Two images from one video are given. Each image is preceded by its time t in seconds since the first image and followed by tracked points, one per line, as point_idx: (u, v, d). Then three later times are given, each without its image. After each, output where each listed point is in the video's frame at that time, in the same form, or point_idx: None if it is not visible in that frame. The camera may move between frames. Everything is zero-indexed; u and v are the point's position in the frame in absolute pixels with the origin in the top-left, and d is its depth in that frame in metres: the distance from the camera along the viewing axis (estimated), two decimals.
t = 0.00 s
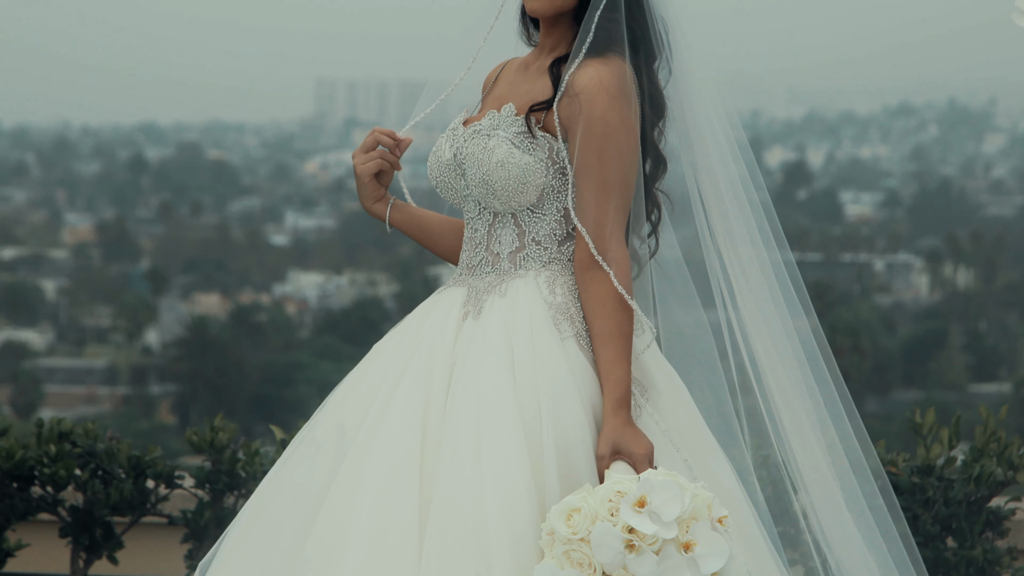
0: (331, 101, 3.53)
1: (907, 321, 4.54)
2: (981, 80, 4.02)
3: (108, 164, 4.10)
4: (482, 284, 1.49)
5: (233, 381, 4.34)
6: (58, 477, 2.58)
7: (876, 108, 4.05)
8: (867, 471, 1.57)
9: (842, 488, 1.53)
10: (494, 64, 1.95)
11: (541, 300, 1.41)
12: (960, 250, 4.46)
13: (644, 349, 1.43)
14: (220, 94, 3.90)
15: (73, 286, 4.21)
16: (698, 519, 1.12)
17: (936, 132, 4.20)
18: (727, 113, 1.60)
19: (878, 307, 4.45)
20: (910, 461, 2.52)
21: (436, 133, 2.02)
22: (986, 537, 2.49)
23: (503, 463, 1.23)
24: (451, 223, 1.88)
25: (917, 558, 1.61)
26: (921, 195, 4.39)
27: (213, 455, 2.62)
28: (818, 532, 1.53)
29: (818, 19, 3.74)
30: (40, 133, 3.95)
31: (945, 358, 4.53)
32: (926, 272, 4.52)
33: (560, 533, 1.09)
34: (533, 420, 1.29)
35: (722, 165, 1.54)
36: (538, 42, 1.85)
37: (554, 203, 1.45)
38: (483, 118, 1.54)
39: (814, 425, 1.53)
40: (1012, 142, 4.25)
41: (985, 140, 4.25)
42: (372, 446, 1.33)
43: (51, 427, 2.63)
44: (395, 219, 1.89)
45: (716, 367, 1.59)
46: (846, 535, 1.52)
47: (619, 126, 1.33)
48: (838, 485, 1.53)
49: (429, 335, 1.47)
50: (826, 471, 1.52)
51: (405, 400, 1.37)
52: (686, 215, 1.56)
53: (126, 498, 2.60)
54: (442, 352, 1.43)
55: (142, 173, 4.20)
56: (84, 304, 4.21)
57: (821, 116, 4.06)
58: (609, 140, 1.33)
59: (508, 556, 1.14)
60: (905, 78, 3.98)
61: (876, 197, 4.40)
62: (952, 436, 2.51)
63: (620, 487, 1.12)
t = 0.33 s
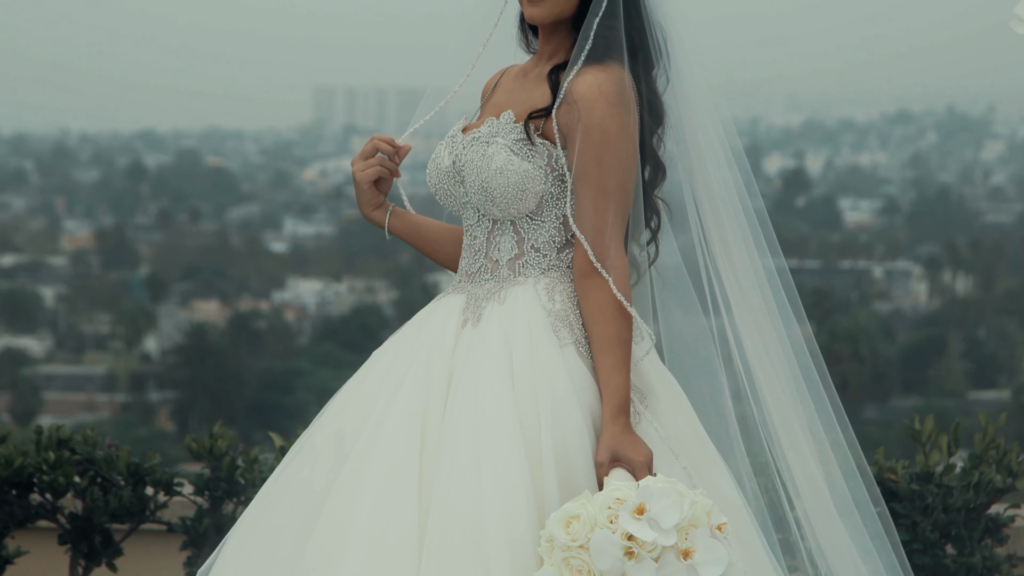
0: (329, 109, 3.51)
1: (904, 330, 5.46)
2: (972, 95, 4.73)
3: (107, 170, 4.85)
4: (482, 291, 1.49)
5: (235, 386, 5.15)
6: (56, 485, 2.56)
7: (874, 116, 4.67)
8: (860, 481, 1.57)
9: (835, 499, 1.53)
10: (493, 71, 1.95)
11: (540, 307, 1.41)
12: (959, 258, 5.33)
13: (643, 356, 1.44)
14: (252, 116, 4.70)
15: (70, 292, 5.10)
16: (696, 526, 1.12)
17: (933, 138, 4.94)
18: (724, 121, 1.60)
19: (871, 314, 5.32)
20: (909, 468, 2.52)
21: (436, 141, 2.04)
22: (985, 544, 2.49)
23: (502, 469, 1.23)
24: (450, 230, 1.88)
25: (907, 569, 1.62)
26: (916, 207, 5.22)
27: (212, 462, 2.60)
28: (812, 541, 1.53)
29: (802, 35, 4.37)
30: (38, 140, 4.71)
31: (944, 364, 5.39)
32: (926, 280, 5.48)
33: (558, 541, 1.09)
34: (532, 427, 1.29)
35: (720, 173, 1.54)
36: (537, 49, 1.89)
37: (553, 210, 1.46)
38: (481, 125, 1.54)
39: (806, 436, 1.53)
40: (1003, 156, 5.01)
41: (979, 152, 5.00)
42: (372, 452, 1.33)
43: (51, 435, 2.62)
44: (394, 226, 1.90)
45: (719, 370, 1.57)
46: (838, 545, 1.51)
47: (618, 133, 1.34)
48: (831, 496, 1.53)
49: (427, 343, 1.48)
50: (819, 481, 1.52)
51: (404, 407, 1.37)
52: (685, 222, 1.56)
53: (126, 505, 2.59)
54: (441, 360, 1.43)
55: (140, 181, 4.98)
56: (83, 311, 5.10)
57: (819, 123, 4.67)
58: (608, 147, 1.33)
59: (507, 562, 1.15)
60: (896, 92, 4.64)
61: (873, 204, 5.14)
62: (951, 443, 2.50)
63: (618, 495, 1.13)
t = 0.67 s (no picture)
0: (329, 115, 3.52)
1: (906, 335, 5.53)
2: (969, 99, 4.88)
3: (108, 177, 5.23)
4: (482, 297, 1.50)
5: (234, 393, 5.24)
6: (56, 490, 2.56)
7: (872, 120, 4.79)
8: (853, 489, 1.57)
9: (830, 504, 1.54)
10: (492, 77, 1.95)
11: (539, 313, 1.41)
12: (960, 264, 5.43)
13: (642, 362, 1.44)
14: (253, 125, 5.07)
15: (69, 297, 5.22)
16: (696, 532, 1.13)
17: (934, 143, 5.06)
18: (722, 126, 1.60)
19: (873, 319, 5.42)
20: (909, 474, 2.51)
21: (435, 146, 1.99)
22: (985, 549, 2.50)
23: (501, 474, 1.23)
24: (449, 235, 1.89)
25: None
26: (915, 213, 5.44)
27: (212, 467, 2.60)
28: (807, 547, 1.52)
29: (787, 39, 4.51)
30: (38, 146, 4.90)
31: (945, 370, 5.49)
32: (925, 286, 5.58)
33: (558, 546, 1.09)
34: (531, 433, 1.29)
35: (719, 179, 1.54)
36: (536, 54, 1.89)
37: (553, 215, 1.46)
38: (481, 131, 1.55)
39: (802, 442, 1.53)
40: (1000, 161, 5.13)
41: (978, 157, 5.16)
42: (372, 457, 1.33)
43: (50, 440, 2.61)
44: (394, 232, 1.90)
45: (718, 375, 1.55)
46: (834, 550, 1.52)
47: (618, 138, 1.34)
48: (826, 501, 1.53)
49: (427, 349, 1.48)
50: (814, 487, 1.52)
51: (404, 414, 1.37)
52: (684, 226, 1.56)
53: (125, 510, 2.58)
54: (440, 366, 1.43)
55: (139, 185, 5.33)
56: (82, 316, 5.21)
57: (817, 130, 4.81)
58: (607, 153, 1.33)
59: (508, 569, 1.15)
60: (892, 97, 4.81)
61: (872, 209, 5.32)
62: (951, 448, 2.50)
63: (618, 500, 1.13)
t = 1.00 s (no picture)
0: (327, 120, 3.53)
1: (904, 337, 5.81)
2: (969, 105, 5.29)
3: (106, 184, 5.85)
4: (481, 302, 1.50)
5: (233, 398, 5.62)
6: (54, 495, 2.56)
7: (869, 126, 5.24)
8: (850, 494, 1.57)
9: (827, 510, 1.54)
10: (491, 83, 1.95)
11: (538, 318, 1.41)
12: (957, 266, 5.83)
13: (640, 366, 1.44)
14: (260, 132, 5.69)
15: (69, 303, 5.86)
16: (696, 537, 1.13)
17: (932, 148, 5.47)
18: (720, 131, 1.60)
19: (874, 323, 5.69)
20: (907, 479, 2.52)
21: (434, 152, 2.00)
22: (983, 555, 2.49)
23: (500, 477, 1.23)
24: (448, 241, 1.89)
25: None
26: (914, 219, 5.74)
27: (210, 472, 2.60)
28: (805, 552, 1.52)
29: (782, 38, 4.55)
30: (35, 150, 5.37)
31: (944, 375, 5.69)
32: (924, 291, 6.00)
33: (558, 551, 1.09)
34: (531, 437, 1.29)
35: (718, 184, 1.54)
36: (536, 60, 1.88)
37: (552, 220, 1.46)
38: (480, 136, 1.55)
39: (800, 447, 1.53)
40: (999, 167, 5.51)
41: (977, 163, 5.52)
42: (371, 461, 1.33)
43: (48, 445, 2.61)
44: (393, 237, 1.90)
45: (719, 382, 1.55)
46: (830, 556, 1.52)
47: (617, 142, 1.34)
48: (824, 506, 1.53)
49: (426, 354, 1.48)
50: (812, 492, 1.52)
51: (403, 419, 1.37)
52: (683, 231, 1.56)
53: (124, 516, 2.58)
54: (439, 371, 1.44)
55: (138, 192, 5.92)
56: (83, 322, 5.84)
57: (818, 136, 5.12)
58: (607, 158, 1.33)
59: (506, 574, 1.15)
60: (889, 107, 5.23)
61: (876, 214, 5.65)
62: (950, 454, 2.50)
63: (617, 505, 1.13)
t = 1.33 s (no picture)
0: (325, 125, 3.53)
1: (903, 345, 5.92)
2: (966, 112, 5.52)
3: (102, 189, 6.28)
4: (479, 308, 1.50)
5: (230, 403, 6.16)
6: (52, 502, 2.55)
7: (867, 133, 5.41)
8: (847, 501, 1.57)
9: (824, 517, 1.54)
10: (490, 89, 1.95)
11: (536, 324, 1.42)
12: (955, 274, 5.92)
13: (639, 372, 1.44)
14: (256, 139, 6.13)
15: (67, 308, 6.26)
16: (694, 544, 1.13)
17: (931, 154, 5.56)
18: (718, 137, 1.61)
19: (873, 332, 5.77)
20: (905, 486, 2.52)
21: (433, 158, 1.99)
22: (980, 561, 2.48)
23: (498, 482, 1.24)
24: (446, 247, 1.89)
25: None
26: (911, 224, 5.92)
27: (208, 478, 2.60)
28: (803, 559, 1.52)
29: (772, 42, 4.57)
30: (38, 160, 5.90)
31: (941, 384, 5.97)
32: (923, 298, 6.08)
33: (556, 557, 1.09)
34: (528, 443, 1.30)
35: (715, 192, 1.55)
36: (534, 66, 1.89)
37: (550, 227, 1.46)
38: (478, 142, 1.56)
39: (798, 453, 1.53)
40: (998, 173, 5.81)
41: (975, 167, 5.74)
42: (369, 467, 1.33)
43: (46, 451, 2.60)
44: (391, 242, 1.90)
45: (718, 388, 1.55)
46: (828, 562, 1.52)
47: (614, 148, 1.35)
48: (822, 512, 1.53)
49: (423, 360, 1.48)
50: (810, 498, 1.52)
51: (401, 425, 1.38)
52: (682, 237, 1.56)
53: (121, 522, 2.57)
54: (436, 377, 1.44)
55: (133, 198, 6.34)
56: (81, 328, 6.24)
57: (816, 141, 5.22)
58: (605, 164, 1.34)
59: None
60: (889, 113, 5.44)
61: (874, 221, 5.75)
62: (947, 460, 2.50)
63: (615, 511, 1.13)
